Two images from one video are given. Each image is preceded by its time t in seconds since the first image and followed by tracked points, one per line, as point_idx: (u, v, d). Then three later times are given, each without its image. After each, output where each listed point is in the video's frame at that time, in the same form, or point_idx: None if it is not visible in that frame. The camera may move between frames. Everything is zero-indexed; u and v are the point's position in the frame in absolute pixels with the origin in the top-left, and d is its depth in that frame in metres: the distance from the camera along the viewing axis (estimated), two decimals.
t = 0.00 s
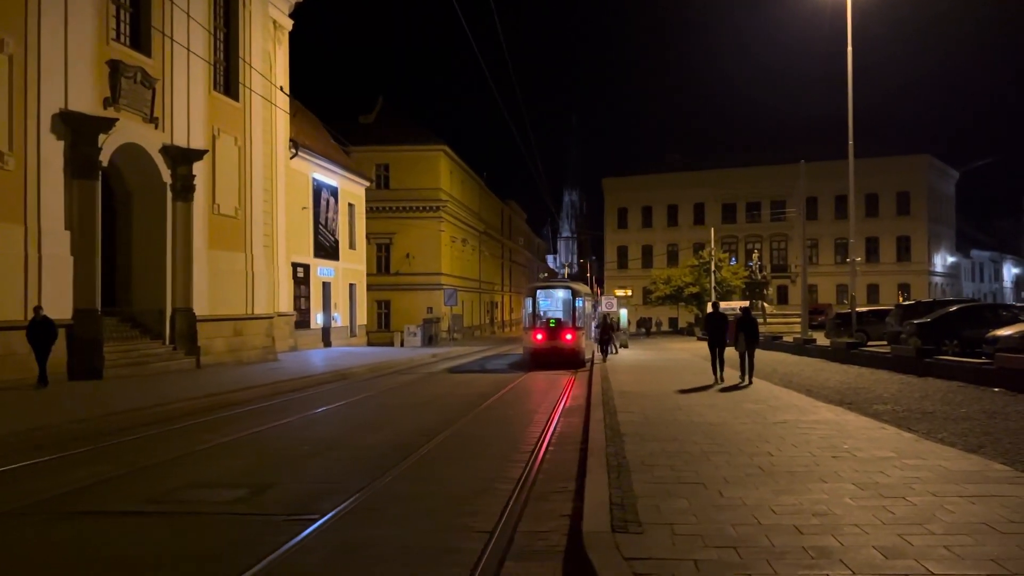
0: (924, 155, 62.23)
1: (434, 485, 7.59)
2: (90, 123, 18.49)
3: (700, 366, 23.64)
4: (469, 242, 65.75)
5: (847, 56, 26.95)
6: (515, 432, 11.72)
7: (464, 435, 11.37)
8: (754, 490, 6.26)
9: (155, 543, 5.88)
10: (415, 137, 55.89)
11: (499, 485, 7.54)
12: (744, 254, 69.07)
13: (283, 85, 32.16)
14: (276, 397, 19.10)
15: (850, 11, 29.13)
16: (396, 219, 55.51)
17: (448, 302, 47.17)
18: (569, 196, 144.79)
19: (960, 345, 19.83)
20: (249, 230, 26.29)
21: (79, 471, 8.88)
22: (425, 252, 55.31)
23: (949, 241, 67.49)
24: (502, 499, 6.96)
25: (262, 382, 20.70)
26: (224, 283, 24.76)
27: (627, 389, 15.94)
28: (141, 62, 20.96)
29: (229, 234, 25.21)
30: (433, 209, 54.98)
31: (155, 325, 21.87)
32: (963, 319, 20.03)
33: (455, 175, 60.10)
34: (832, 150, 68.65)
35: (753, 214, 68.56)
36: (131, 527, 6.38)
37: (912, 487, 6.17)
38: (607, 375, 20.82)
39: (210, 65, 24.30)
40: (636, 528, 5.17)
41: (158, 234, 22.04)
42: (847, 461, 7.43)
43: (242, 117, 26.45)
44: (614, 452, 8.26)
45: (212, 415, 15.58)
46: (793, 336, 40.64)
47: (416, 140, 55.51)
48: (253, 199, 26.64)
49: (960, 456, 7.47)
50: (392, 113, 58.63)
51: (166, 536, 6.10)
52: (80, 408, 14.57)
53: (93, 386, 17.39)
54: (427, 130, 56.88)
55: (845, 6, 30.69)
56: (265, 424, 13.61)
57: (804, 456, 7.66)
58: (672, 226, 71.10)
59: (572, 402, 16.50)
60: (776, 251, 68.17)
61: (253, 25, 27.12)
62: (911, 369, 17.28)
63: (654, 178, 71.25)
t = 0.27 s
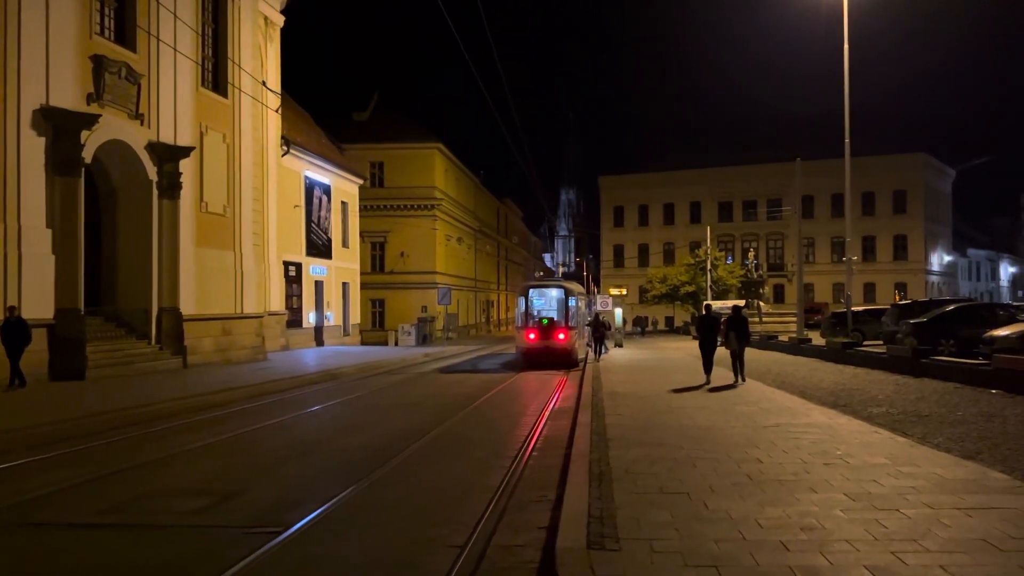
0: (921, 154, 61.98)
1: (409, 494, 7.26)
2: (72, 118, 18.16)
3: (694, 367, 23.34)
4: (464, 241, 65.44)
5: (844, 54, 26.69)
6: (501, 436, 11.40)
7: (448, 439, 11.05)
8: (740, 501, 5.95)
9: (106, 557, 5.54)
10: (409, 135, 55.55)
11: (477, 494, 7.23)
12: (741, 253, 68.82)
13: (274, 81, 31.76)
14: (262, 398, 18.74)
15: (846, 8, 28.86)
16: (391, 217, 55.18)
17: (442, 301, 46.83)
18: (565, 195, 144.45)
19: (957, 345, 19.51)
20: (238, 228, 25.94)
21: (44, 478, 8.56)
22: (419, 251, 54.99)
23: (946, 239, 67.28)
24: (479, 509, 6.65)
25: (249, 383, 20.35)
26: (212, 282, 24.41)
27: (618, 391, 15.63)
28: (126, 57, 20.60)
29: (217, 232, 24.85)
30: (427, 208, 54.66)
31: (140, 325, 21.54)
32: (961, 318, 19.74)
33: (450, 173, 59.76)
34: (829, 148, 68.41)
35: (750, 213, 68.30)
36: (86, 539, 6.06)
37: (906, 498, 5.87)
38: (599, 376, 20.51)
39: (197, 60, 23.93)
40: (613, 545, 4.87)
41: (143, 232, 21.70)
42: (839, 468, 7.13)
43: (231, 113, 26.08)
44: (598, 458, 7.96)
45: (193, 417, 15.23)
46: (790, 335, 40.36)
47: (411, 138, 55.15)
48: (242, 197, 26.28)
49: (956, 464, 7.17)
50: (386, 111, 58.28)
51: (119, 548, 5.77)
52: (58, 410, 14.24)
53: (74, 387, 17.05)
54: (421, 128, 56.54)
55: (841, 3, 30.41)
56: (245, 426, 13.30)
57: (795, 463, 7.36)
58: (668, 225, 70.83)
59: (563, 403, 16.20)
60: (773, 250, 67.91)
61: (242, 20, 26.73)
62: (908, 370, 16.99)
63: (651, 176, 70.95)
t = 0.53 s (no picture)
0: (919, 150, 61.70)
1: (382, 498, 6.92)
2: (53, 110, 17.80)
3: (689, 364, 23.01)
4: (459, 237, 65.05)
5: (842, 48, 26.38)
6: (486, 435, 11.07)
7: (433, 439, 10.71)
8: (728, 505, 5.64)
9: (56, 564, 5.20)
10: (404, 131, 55.16)
11: (454, 496, 6.90)
12: (737, 250, 68.56)
13: (265, 76, 31.36)
14: (248, 396, 18.39)
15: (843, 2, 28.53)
16: (385, 213, 54.80)
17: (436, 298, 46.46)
18: (564, 192, 143.84)
19: (954, 343, 19.16)
20: (227, 224, 25.56)
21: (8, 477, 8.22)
22: (414, 247, 54.61)
23: (943, 236, 67.05)
24: (455, 513, 6.31)
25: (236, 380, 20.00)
26: (199, 277, 24.00)
27: (609, 389, 15.34)
28: (111, 48, 20.22)
29: (205, 228, 24.48)
30: (423, 204, 54.33)
31: (126, 321, 21.22)
32: (958, 314, 19.43)
33: (445, 169, 59.35)
34: (826, 144, 68.09)
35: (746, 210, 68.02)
36: (36, 544, 5.71)
37: (905, 502, 5.56)
38: (592, 373, 20.18)
39: (184, 52, 23.51)
40: (591, 554, 4.54)
41: (129, 227, 21.35)
42: (835, 470, 6.80)
43: (220, 107, 25.67)
44: (583, 459, 7.64)
45: (174, 416, 14.89)
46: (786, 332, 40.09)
47: (406, 133, 54.75)
48: (231, 192, 25.90)
49: (958, 464, 6.85)
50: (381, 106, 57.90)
51: (70, 554, 5.43)
52: (35, 408, 13.90)
53: (55, 384, 16.70)
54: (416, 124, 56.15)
55: None
56: (225, 426, 12.99)
57: (788, 464, 7.03)
58: (665, 221, 70.52)
59: (554, 400, 15.86)
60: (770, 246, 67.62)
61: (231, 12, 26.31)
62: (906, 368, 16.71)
63: (647, 173, 70.62)
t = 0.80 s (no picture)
0: (916, 148, 61.46)
1: (356, 508, 6.61)
2: (36, 105, 17.49)
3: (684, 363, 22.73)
4: (455, 235, 64.73)
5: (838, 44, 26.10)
6: (472, 438, 10.75)
7: (417, 443, 10.39)
8: (716, 518, 5.35)
9: None
10: (399, 128, 54.82)
11: (432, 506, 6.60)
12: (734, 248, 68.32)
13: (256, 72, 30.99)
14: (235, 396, 18.06)
15: None
16: (380, 211, 54.46)
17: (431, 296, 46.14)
18: (561, 190, 143.50)
19: (951, 343, 18.90)
20: (216, 221, 25.22)
21: None
22: (409, 245, 54.28)
23: (941, 234, 66.84)
24: (431, 525, 6.01)
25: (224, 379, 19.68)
26: (187, 275, 23.66)
27: (601, 389, 15.04)
28: (97, 42, 19.90)
29: (193, 225, 24.13)
30: (417, 202, 53.98)
31: (112, 320, 20.89)
32: (956, 313, 19.16)
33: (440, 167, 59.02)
34: (824, 142, 67.84)
35: (744, 208, 67.75)
36: None
37: (900, 515, 5.27)
38: (585, 373, 19.89)
39: (172, 47, 23.16)
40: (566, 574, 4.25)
41: (115, 224, 21.03)
42: (830, 478, 6.51)
43: (210, 103, 25.32)
44: (566, 466, 7.34)
45: (156, 417, 14.56)
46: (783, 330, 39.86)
47: (401, 130, 54.41)
48: (220, 189, 25.55)
49: (957, 473, 6.57)
50: (377, 103, 57.55)
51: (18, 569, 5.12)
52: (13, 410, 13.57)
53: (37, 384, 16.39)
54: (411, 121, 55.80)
55: None
56: (206, 428, 12.67)
57: (780, 472, 6.74)
58: (662, 219, 70.25)
59: (545, 401, 15.56)
60: (767, 244, 67.37)
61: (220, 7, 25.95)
62: (903, 368, 16.45)
63: (644, 170, 70.33)
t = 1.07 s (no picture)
0: (914, 145, 61.19)
1: (324, 518, 6.32)
2: (17, 100, 17.16)
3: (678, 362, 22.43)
4: (451, 233, 64.40)
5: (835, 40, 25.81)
6: (456, 441, 10.45)
7: (399, 446, 10.09)
8: (698, 531, 5.06)
9: None
10: (394, 125, 54.46)
11: (405, 516, 6.31)
12: (731, 246, 68.05)
13: (248, 68, 30.59)
14: (222, 396, 17.76)
15: None
16: (375, 208, 54.11)
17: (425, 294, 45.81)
18: (559, 188, 143.15)
19: (949, 342, 18.62)
20: (205, 218, 24.88)
21: None
22: (404, 243, 53.95)
23: (938, 232, 66.62)
24: (400, 537, 5.72)
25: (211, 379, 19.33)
26: (175, 273, 23.34)
27: (592, 390, 14.74)
28: (81, 36, 19.56)
29: (181, 223, 23.80)
30: (413, 199, 53.58)
31: (97, 319, 20.59)
32: (953, 313, 18.89)
33: (435, 164, 58.67)
34: (821, 140, 67.56)
35: (741, 206, 67.46)
36: None
37: (893, 529, 4.98)
38: (577, 373, 19.59)
39: (159, 42, 22.80)
40: None
41: (101, 220, 20.71)
42: (820, 487, 6.22)
43: (199, 98, 24.97)
44: (546, 474, 7.02)
45: (136, 419, 14.22)
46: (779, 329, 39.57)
47: (395, 127, 54.05)
48: (209, 186, 25.20)
49: (954, 481, 6.26)
50: (371, 100, 57.16)
51: None
52: None
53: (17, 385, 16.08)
54: (406, 118, 55.43)
55: None
56: (187, 430, 12.38)
57: (768, 480, 6.45)
58: (658, 217, 69.94)
59: (536, 402, 15.26)
60: (764, 243, 67.10)
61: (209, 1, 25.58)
62: (899, 369, 16.17)
63: (641, 168, 70.02)
